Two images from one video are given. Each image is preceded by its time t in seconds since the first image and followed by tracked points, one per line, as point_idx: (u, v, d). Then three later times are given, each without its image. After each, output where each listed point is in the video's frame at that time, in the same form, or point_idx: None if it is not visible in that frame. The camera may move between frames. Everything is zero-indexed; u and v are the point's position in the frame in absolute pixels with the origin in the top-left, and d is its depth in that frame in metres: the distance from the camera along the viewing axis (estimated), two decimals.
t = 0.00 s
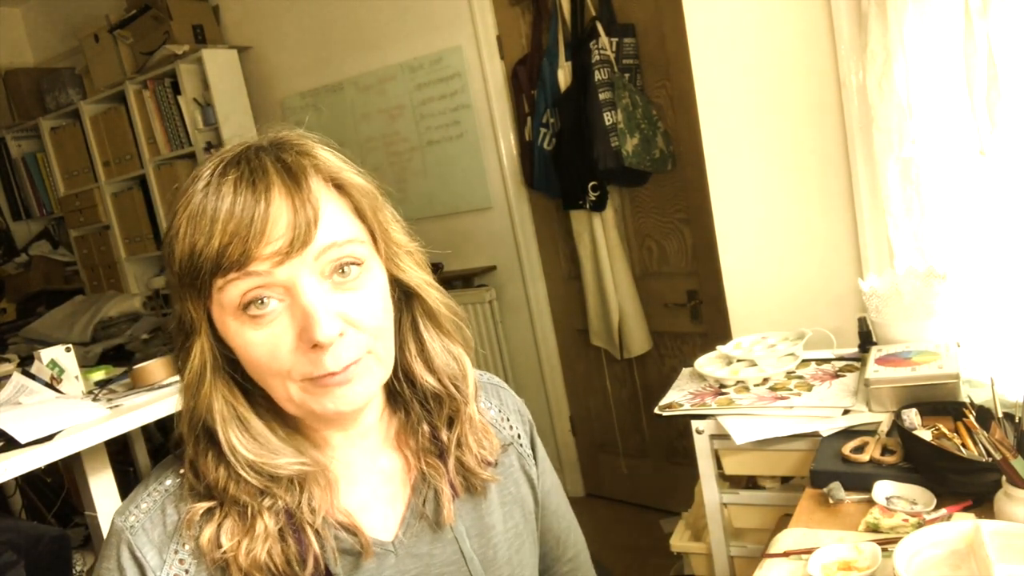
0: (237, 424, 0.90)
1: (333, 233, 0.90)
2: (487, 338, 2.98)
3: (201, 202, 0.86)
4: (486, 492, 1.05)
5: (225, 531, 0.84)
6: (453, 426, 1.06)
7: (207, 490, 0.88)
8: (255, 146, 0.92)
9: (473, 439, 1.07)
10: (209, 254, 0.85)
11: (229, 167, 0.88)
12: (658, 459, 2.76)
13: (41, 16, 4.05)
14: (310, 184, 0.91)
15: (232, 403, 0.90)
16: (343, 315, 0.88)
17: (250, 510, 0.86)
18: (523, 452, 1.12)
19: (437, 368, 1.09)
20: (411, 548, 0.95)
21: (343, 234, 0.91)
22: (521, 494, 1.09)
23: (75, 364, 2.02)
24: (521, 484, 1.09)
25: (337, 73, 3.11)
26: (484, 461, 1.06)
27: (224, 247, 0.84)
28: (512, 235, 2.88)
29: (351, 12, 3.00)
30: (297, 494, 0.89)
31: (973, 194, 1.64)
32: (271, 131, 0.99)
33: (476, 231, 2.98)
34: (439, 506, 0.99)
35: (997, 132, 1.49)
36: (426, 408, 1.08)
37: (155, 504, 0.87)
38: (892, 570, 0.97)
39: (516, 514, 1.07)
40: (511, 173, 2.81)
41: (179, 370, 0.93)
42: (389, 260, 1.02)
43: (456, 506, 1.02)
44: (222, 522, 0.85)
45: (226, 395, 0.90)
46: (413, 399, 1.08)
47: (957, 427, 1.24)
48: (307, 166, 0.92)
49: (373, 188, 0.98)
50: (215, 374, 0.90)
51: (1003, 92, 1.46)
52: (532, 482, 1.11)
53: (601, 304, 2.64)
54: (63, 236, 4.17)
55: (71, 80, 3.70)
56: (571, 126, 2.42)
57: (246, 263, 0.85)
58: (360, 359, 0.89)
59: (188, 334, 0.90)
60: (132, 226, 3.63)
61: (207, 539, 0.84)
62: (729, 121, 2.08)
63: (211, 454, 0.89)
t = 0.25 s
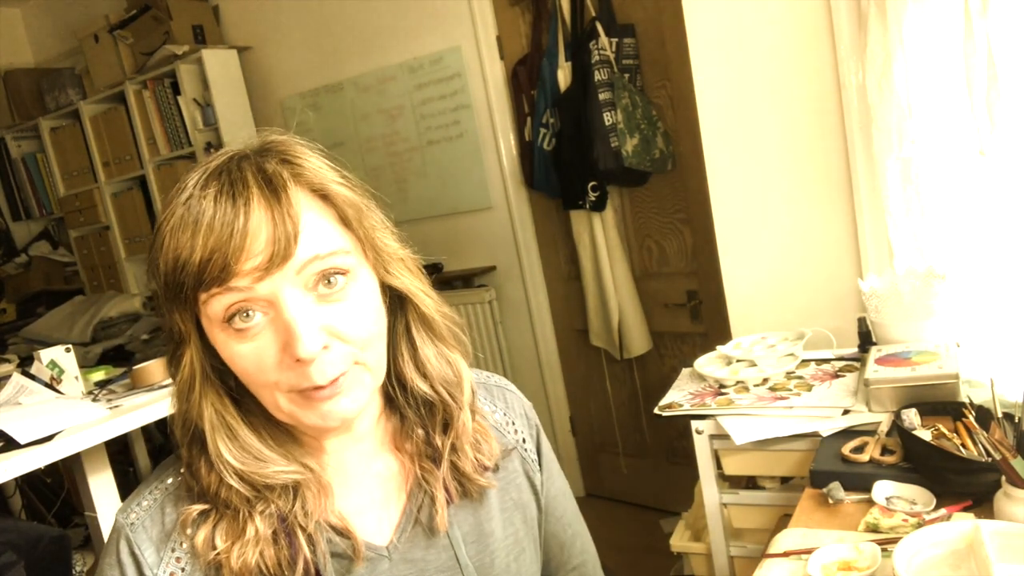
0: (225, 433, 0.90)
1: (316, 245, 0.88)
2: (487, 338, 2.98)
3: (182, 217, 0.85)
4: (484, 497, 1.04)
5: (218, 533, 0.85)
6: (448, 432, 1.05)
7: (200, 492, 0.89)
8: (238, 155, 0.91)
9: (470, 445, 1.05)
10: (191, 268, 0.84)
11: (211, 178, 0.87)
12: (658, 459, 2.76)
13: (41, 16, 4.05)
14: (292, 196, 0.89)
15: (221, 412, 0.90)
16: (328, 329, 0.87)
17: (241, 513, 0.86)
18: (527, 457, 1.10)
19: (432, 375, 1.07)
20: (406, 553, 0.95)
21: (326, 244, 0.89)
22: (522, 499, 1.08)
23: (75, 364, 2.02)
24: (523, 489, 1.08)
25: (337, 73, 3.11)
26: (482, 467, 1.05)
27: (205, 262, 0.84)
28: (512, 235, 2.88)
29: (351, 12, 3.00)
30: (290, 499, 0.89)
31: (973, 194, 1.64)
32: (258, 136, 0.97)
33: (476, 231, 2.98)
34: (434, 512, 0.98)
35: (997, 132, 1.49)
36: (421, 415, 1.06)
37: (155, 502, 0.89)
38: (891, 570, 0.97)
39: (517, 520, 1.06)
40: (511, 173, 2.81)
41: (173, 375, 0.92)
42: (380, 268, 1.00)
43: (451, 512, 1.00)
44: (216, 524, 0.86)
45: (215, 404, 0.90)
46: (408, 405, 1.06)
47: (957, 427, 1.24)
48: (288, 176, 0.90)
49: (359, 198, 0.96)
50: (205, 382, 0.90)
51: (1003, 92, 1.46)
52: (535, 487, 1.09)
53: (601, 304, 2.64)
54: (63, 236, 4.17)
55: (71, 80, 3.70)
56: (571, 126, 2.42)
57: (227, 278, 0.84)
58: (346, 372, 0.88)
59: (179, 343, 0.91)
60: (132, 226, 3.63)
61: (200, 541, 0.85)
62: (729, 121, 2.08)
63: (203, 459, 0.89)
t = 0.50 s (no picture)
0: (227, 434, 0.90)
1: (319, 245, 0.88)
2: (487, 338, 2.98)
3: (186, 215, 0.86)
4: (487, 505, 1.03)
5: (217, 534, 0.85)
6: (451, 438, 1.04)
7: (201, 490, 0.89)
8: (243, 152, 0.91)
9: (474, 451, 1.04)
10: (194, 265, 0.85)
11: (215, 176, 0.87)
12: (658, 459, 2.76)
13: (41, 15, 4.05)
14: (295, 195, 0.89)
15: (224, 413, 0.91)
16: (330, 329, 0.87)
17: (240, 515, 0.86)
18: (535, 466, 1.09)
19: (436, 379, 1.06)
20: (405, 560, 0.94)
21: (329, 244, 0.89)
22: (528, 509, 1.07)
23: (75, 364, 2.02)
24: (529, 499, 1.07)
25: (337, 73, 3.11)
26: (486, 474, 1.04)
27: (207, 259, 0.84)
28: (512, 235, 2.88)
29: (351, 12, 3.00)
30: (291, 502, 0.89)
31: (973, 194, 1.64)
32: (266, 134, 0.98)
33: (476, 231, 2.98)
34: (435, 518, 0.97)
35: (997, 132, 1.49)
36: (424, 420, 1.05)
37: (159, 498, 0.89)
38: (892, 570, 0.97)
39: (520, 531, 1.05)
40: (511, 173, 2.81)
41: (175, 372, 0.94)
42: (385, 267, 1.00)
43: (452, 518, 0.99)
44: (216, 526, 0.86)
45: (218, 404, 0.91)
46: (412, 409, 1.05)
47: (957, 427, 1.24)
48: (292, 175, 0.90)
49: (361, 197, 0.96)
50: (210, 382, 0.91)
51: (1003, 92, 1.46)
52: (542, 498, 1.09)
53: (601, 304, 2.64)
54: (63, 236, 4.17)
55: (71, 80, 3.70)
56: (571, 126, 2.42)
57: (228, 275, 0.84)
58: (348, 373, 0.88)
59: (184, 341, 0.92)
60: (132, 226, 3.63)
61: (199, 540, 0.85)
62: (729, 121, 2.08)
63: (205, 459, 0.90)
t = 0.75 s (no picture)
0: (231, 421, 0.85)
1: (329, 245, 0.84)
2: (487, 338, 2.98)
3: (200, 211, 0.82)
4: (484, 517, 0.95)
5: (212, 530, 0.80)
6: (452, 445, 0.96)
7: (202, 480, 0.84)
8: (263, 145, 0.87)
9: (474, 460, 0.96)
10: (205, 258, 0.82)
11: (227, 172, 0.83)
12: (658, 459, 2.76)
13: (41, 15, 4.05)
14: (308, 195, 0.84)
15: (228, 404, 0.85)
16: (334, 330, 0.82)
17: (235, 510, 0.81)
18: (537, 478, 1.01)
19: (438, 382, 0.98)
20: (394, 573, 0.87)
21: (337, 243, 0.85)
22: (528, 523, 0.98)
23: (75, 364, 2.02)
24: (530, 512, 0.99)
25: (337, 73, 3.11)
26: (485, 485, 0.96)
27: (218, 252, 0.81)
28: (512, 235, 2.88)
29: (351, 12, 3.00)
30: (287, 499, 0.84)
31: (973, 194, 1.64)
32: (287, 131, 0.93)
33: (476, 231, 2.98)
34: (431, 529, 0.90)
35: (997, 132, 1.49)
36: (425, 425, 0.97)
37: (160, 491, 0.84)
38: (892, 570, 0.97)
39: (519, 545, 0.97)
40: (511, 173, 2.81)
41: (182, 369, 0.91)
42: (391, 267, 0.93)
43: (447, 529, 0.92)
44: (213, 520, 0.81)
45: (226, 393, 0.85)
46: (413, 413, 0.96)
47: (957, 427, 1.24)
48: (303, 173, 0.86)
49: (372, 195, 0.90)
50: (220, 365, 0.86)
51: (1003, 92, 1.46)
52: (543, 512, 1.00)
53: (601, 304, 2.64)
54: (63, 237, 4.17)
55: (71, 80, 3.70)
56: (571, 126, 2.42)
57: (239, 267, 0.81)
58: (353, 375, 0.83)
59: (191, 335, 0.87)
60: (132, 226, 3.63)
61: (197, 531, 0.81)
62: (729, 121, 2.08)
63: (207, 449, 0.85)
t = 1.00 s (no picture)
0: (232, 392, 0.79)
1: (339, 223, 0.76)
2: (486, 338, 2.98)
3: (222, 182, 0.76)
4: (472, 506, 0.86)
5: (203, 496, 0.77)
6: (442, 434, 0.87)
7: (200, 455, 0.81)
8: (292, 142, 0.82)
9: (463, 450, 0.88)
10: (218, 221, 0.74)
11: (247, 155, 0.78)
12: (658, 459, 2.76)
13: (41, 15, 4.05)
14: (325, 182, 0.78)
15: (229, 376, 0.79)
16: (332, 298, 0.72)
17: (229, 479, 0.78)
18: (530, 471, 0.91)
19: (429, 374, 0.89)
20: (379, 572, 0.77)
21: (345, 224, 0.77)
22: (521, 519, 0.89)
23: (75, 364, 2.02)
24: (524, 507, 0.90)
25: (337, 73, 3.11)
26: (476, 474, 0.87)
27: (232, 217, 0.74)
28: (512, 235, 2.88)
29: (351, 12, 3.00)
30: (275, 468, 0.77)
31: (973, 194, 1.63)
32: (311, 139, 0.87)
33: (476, 231, 2.98)
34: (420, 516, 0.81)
35: (997, 133, 1.49)
36: (415, 414, 0.87)
37: (153, 479, 0.81)
38: (892, 570, 0.97)
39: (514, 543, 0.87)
40: (511, 173, 2.81)
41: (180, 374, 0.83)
42: (389, 262, 0.83)
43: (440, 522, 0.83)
44: (205, 489, 0.77)
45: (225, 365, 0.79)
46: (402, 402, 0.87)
47: (957, 427, 1.24)
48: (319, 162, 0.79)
49: (385, 190, 0.83)
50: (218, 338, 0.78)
51: (1003, 92, 1.46)
52: (527, 499, 0.90)
53: (601, 304, 2.64)
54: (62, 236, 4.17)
55: (71, 80, 3.71)
56: (571, 126, 2.42)
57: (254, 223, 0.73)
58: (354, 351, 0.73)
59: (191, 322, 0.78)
60: (132, 226, 3.63)
61: (190, 503, 0.77)
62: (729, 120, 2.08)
63: (204, 418, 0.80)
